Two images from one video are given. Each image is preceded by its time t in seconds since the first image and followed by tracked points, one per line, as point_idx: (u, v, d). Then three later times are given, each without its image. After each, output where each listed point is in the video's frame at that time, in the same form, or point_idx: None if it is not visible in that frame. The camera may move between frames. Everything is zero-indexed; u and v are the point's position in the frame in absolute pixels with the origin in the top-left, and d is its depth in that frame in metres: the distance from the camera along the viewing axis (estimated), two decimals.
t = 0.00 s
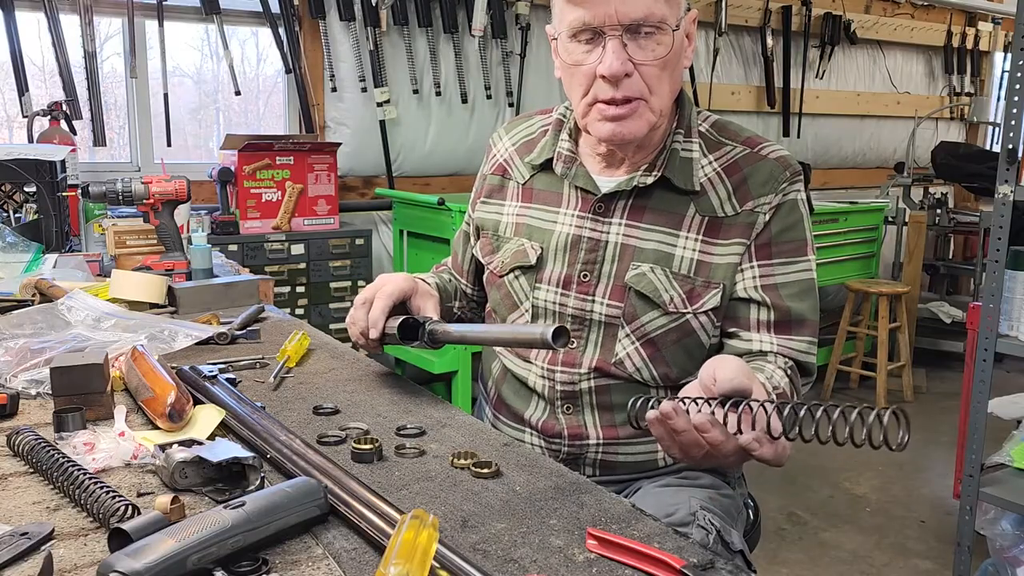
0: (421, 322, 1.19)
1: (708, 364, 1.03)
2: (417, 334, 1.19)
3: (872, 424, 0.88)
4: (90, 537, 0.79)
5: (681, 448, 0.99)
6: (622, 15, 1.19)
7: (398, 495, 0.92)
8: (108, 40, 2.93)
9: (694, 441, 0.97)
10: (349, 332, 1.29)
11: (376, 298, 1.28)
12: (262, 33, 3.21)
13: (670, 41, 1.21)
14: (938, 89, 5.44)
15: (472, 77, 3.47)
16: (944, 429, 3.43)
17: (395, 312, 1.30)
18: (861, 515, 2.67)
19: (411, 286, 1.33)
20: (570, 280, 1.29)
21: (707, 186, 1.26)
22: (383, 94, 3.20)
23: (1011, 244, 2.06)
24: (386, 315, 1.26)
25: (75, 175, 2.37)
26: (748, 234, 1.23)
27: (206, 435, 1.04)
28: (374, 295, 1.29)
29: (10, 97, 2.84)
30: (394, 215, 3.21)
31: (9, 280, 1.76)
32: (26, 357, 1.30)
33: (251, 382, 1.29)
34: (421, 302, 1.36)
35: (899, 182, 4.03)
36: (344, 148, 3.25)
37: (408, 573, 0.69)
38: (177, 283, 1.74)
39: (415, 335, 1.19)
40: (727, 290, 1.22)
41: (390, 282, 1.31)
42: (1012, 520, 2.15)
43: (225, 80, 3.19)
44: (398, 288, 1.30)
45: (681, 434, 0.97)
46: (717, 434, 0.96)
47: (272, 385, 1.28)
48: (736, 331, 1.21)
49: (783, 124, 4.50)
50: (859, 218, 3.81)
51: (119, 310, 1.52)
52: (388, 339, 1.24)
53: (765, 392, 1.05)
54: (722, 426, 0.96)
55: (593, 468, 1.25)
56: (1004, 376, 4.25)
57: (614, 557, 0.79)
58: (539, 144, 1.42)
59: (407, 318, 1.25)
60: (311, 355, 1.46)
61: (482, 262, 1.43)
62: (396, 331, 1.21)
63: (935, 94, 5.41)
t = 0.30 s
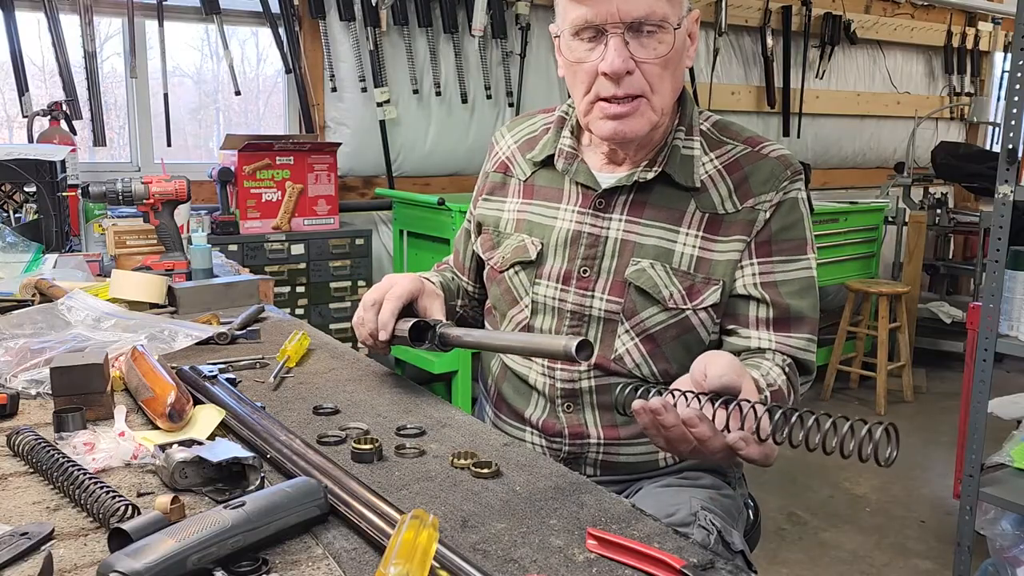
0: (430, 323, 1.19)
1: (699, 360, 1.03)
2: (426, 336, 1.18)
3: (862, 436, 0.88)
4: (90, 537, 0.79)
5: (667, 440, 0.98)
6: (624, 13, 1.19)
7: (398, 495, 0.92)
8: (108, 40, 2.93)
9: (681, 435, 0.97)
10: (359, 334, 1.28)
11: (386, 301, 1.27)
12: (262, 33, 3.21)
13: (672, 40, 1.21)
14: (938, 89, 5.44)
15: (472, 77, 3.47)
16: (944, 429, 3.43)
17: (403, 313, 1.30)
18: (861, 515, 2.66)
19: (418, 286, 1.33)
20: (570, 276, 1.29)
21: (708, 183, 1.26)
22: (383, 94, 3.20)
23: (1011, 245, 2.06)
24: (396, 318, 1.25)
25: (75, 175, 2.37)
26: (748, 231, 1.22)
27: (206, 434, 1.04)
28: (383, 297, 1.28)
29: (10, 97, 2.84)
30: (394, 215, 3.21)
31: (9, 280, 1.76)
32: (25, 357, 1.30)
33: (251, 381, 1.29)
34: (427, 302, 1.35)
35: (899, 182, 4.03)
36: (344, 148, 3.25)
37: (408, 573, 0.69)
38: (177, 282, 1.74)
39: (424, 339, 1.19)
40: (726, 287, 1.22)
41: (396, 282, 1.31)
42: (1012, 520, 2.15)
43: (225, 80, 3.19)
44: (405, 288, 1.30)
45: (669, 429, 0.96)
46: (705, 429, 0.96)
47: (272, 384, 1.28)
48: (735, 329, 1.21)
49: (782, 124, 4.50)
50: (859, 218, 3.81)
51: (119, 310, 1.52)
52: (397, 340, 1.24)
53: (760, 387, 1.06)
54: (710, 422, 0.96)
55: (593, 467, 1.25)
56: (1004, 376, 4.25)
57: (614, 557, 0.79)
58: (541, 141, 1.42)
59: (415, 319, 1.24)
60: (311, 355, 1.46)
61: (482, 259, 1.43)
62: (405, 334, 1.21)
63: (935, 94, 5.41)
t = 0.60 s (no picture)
0: (431, 322, 1.19)
1: (694, 343, 1.04)
2: (428, 336, 1.18)
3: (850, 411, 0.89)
4: (91, 537, 0.79)
5: (659, 422, 0.97)
6: (621, 11, 1.19)
7: (398, 495, 0.92)
8: (108, 41, 2.93)
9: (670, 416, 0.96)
10: (359, 332, 1.28)
11: (386, 299, 1.27)
12: (262, 33, 3.21)
13: (669, 38, 1.21)
14: (938, 89, 5.44)
15: (472, 77, 3.47)
16: (944, 429, 3.43)
17: (404, 313, 1.30)
18: (861, 515, 2.66)
19: (418, 285, 1.33)
20: (568, 273, 1.29)
21: (707, 180, 1.26)
22: (383, 94, 3.20)
23: (1011, 245, 2.06)
24: (397, 316, 1.25)
25: (75, 175, 2.37)
26: (747, 227, 1.22)
27: (206, 434, 1.04)
28: (384, 295, 1.28)
29: (10, 97, 2.84)
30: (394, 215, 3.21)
31: (9, 280, 1.76)
32: (25, 357, 1.30)
33: (251, 381, 1.29)
34: (428, 301, 1.35)
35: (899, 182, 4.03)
36: (344, 148, 3.25)
37: (408, 573, 0.69)
38: (177, 282, 1.74)
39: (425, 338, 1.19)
40: (725, 283, 1.22)
41: (397, 282, 1.31)
42: (1012, 520, 2.15)
43: (225, 80, 3.20)
44: (406, 288, 1.30)
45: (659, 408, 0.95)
46: (694, 407, 0.95)
47: (272, 385, 1.28)
48: (732, 324, 1.21)
49: (782, 124, 4.50)
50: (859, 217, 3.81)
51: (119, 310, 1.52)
52: (399, 339, 1.24)
53: (755, 376, 1.06)
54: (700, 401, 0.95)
55: (593, 467, 1.25)
56: (1004, 376, 4.26)
57: (614, 557, 0.79)
58: (540, 140, 1.42)
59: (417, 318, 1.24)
60: (311, 355, 1.46)
61: (482, 257, 1.42)
62: (405, 332, 1.21)
63: (935, 94, 5.41)
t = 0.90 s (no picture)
0: (431, 326, 1.20)
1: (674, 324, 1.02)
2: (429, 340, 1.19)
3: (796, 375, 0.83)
4: (90, 537, 0.79)
5: (632, 400, 0.97)
6: (612, 12, 1.18)
7: (398, 495, 0.92)
8: (108, 41, 2.93)
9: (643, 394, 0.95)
10: (360, 336, 1.28)
11: (386, 303, 1.27)
12: (262, 33, 3.21)
13: (661, 37, 1.20)
14: (938, 89, 5.44)
15: (472, 77, 3.47)
16: (944, 429, 3.43)
17: (404, 315, 1.30)
18: (861, 515, 2.66)
19: (419, 288, 1.33)
20: (568, 273, 1.29)
21: (705, 179, 1.25)
22: (383, 94, 3.20)
23: (1011, 245, 2.06)
24: (398, 320, 1.25)
25: (75, 175, 2.37)
26: (744, 225, 1.22)
27: (206, 435, 1.04)
28: (384, 299, 1.28)
29: (10, 97, 2.84)
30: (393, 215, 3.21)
31: (9, 280, 1.76)
32: (25, 357, 1.30)
33: (251, 381, 1.29)
34: (429, 304, 1.35)
35: (899, 182, 4.03)
36: (344, 148, 3.25)
37: (408, 573, 0.69)
38: (177, 283, 1.74)
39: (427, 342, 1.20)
40: (724, 281, 1.22)
41: (398, 285, 1.31)
42: (1012, 520, 2.15)
43: (225, 80, 3.19)
44: (407, 291, 1.30)
45: (631, 385, 0.94)
46: (663, 381, 0.94)
47: (272, 385, 1.28)
48: (727, 320, 1.20)
49: (782, 123, 4.50)
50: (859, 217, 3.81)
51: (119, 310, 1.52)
52: (400, 343, 1.24)
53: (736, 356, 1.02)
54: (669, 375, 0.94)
55: (593, 466, 1.25)
56: (1003, 376, 4.25)
57: (614, 557, 0.79)
58: (539, 141, 1.42)
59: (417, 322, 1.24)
60: (311, 355, 1.46)
61: (482, 258, 1.42)
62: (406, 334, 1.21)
63: (935, 94, 5.41)
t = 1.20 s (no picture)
0: (430, 327, 1.20)
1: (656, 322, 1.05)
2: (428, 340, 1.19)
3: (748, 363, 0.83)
4: (91, 537, 0.79)
5: (606, 391, 0.96)
6: (611, 11, 1.18)
7: (398, 495, 0.92)
8: (108, 40, 2.93)
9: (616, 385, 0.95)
10: (359, 336, 1.28)
11: (386, 303, 1.27)
12: (262, 33, 3.21)
13: (661, 36, 1.20)
14: (938, 89, 5.44)
15: (472, 77, 3.47)
16: (944, 429, 3.43)
17: (404, 316, 1.30)
18: (861, 515, 2.66)
19: (417, 288, 1.33)
20: (568, 273, 1.29)
21: (704, 178, 1.25)
22: (383, 94, 3.20)
23: (1011, 245, 2.06)
24: (397, 321, 1.25)
25: (75, 175, 2.37)
26: (743, 224, 1.22)
27: (206, 435, 1.04)
28: (383, 300, 1.28)
29: (10, 96, 2.84)
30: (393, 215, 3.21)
31: (9, 280, 1.76)
32: (25, 357, 1.30)
33: (251, 381, 1.29)
34: (428, 304, 1.35)
35: (899, 181, 4.03)
36: (344, 148, 3.25)
37: (408, 573, 0.69)
38: (177, 282, 1.74)
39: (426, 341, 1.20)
40: (723, 280, 1.22)
41: (398, 286, 1.31)
42: (1012, 520, 2.15)
43: (225, 80, 3.19)
44: (406, 293, 1.30)
45: (602, 376, 0.94)
46: (632, 371, 0.93)
47: (272, 385, 1.28)
48: (724, 319, 1.20)
49: (782, 123, 4.51)
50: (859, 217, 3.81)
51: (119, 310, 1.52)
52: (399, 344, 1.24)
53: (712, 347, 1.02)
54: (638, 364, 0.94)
55: (592, 466, 1.25)
56: (1003, 376, 4.25)
57: (614, 557, 0.79)
58: (539, 141, 1.42)
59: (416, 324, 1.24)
60: (311, 355, 1.46)
61: (482, 258, 1.42)
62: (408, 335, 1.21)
63: (935, 94, 5.41)
